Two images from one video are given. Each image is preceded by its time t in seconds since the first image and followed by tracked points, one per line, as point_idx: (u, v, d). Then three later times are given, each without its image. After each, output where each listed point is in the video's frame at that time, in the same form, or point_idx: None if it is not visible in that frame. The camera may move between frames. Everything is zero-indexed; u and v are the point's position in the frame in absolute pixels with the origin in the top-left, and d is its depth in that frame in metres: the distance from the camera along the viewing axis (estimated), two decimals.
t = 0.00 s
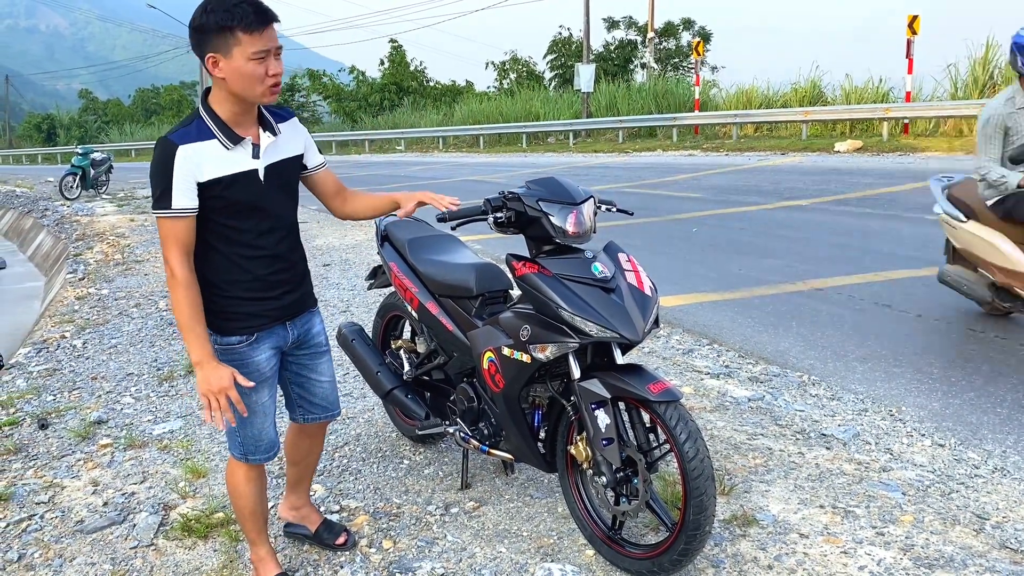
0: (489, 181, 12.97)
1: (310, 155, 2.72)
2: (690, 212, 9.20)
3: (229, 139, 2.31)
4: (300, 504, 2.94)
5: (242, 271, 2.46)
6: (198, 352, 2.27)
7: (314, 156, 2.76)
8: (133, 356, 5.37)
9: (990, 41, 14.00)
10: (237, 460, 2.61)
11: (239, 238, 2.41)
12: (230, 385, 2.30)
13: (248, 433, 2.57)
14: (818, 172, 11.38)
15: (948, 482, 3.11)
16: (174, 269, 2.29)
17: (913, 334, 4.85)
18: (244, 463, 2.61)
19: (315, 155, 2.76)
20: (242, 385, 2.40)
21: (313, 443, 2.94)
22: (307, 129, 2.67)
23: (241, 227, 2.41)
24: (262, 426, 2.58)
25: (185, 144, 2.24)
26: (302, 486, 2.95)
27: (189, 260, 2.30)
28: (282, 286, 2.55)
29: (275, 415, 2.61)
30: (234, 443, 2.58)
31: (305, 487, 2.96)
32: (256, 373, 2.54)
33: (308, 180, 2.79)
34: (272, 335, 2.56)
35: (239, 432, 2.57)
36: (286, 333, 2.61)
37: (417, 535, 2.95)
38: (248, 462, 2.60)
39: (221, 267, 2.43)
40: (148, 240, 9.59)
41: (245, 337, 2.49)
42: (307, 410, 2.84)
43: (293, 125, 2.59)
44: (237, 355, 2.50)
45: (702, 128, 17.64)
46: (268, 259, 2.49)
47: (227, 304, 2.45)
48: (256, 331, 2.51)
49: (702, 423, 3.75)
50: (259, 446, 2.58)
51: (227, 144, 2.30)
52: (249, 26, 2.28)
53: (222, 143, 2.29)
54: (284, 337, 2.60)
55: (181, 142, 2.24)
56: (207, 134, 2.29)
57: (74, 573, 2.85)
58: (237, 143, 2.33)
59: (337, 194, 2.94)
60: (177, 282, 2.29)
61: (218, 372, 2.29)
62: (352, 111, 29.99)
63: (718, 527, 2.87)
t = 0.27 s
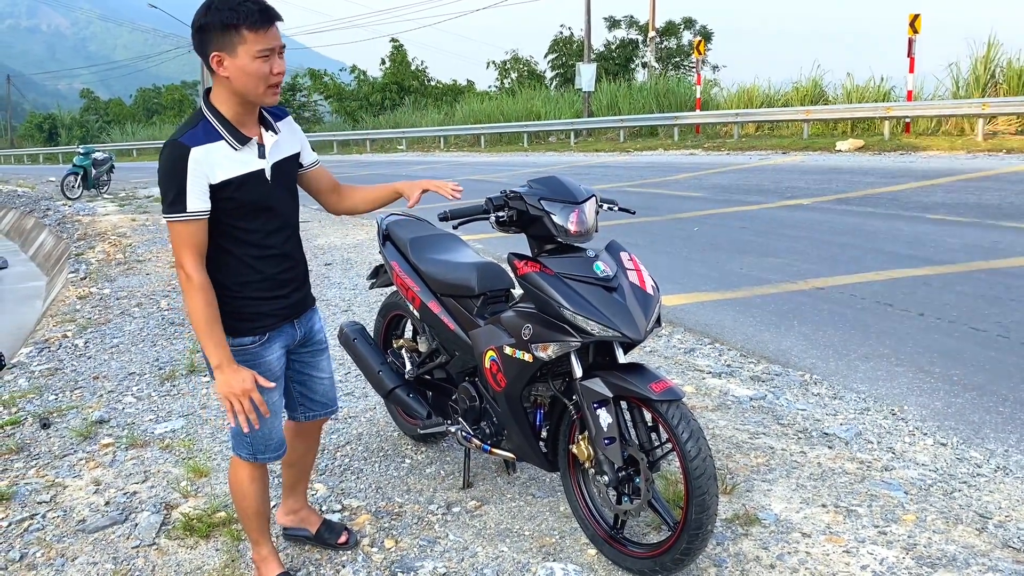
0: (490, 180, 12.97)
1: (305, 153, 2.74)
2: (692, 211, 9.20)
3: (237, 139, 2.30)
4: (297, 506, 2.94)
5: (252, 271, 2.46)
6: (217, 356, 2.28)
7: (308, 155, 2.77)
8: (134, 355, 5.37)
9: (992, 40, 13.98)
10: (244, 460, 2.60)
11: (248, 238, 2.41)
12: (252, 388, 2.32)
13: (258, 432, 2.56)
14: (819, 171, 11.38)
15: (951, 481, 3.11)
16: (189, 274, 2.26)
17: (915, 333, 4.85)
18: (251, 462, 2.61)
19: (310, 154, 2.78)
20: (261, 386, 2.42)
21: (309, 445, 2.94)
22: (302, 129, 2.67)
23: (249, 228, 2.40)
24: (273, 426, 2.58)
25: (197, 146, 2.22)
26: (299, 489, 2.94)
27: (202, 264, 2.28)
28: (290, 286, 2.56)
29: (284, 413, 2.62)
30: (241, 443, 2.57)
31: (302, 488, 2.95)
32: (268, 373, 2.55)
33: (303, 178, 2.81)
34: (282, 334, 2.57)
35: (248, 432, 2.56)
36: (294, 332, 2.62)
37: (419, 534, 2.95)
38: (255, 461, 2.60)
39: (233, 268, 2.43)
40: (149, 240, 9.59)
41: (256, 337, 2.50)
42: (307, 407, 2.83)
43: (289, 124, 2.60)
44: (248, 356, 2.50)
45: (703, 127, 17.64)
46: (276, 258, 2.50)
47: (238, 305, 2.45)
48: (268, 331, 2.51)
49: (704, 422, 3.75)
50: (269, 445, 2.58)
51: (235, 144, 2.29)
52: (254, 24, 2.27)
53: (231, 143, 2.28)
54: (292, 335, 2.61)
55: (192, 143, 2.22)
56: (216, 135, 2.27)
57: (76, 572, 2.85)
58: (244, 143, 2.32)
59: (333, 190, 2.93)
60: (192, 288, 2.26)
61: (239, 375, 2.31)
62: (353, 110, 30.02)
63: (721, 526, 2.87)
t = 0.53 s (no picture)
0: (491, 180, 12.97)
1: (310, 154, 2.76)
2: (692, 210, 9.20)
3: (240, 138, 2.30)
4: (298, 512, 2.91)
5: (255, 270, 2.46)
6: (228, 352, 2.26)
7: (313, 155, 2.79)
8: (135, 355, 5.37)
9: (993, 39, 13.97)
10: (245, 459, 2.60)
11: (252, 237, 2.42)
12: (263, 381, 2.29)
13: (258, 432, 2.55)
14: (820, 171, 11.37)
15: (952, 480, 3.11)
16: (195, 272, 2.26)
17: (916, 332, 4.85)
18: (252, 462, 2.60)
19: (314, 155, 2.79)
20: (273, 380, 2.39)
21: (309, 447, 2.92)
22: (307, 129, 2.67)
23: (253, 228, 2.41)
24: (274, 425, 2.57)
25: (200, 144, 2.22)
26: (298, 494, 2.91)
27: (207, 263, 2.28)
28: (292, 285, 2.56)
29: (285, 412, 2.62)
30: (242, 442, 2.57)
31: (304, 493, 2.93)
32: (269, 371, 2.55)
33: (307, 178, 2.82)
34: (283, 334, 2.57)
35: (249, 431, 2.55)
36: (295, 331, 2.62)
37: (420, 534, 2.95)
38: (256, 461, 2.59)
39: (236, 267, 2.42)
40: (150, 239, 9.60)
41: (258, 336, 2.49)
42: (308, 408, 2.83)
43: (294, 124, 2.60)
44: (250, 354, 2.50)
45: (704, 126, 17.63)
46: (279, 257, 2.50)
47: (241, 304, 2.45)
48: (268, 329, 2.51)
49: (705, 421, 3.75)
50: (269, 445, 2.57)
51: (238, 143, 2.29)
52: (240, 23, 2.28)
53: (233, 142, 2.28)
54: (293, 335, 2.61)
55: (196, 142, 2.23)
56: (219, 134, 2.28)
57: (78, 572, 2.85)
58: (247, 142, 2.32)
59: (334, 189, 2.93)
60: (198, 286, 2.26)
61: (250, 369, 2.28)
62: (353, 110, 30.03)
63: (722, 526, 2.87)
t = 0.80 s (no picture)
0: (492, 179, 12.97)
1: (322, 154, 2.75)
2: (693, 210, 9.20)
3: (244, 136, 2.30)
4: (299, 518, 2.90)
5: (258, 267, 2.45)
6: (213, 348, 2.27)
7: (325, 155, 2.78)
8: (136, 355, 5.37)
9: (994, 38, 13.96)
10: (246, 456, 2.60)
11: (255, 235, 2.41)
12: (244, 381, 2.30)
13: (259, 430, 2.55)
14: (821, 170, 11.35)
15: (954, 480, 3.10)
16: (191, 268, 2.27)
17: (917, 331, 4.85)
18: (253, 459, 2.60)
19: (327, 154, 2.78)
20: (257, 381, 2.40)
21: (310, 449, 2.91)
22: (319, 129, 2.66)
23: (258, 225, 2.40)
24: (273, 423, 2.57)
25: (202, 141, 2.23)
26: (299, 499, 2.90)
27: (204, 258, 2.28)
28: (296, 283, 2.55)
29: (285, 410, 2.61)
30: (243, 439, 2.57)
31: (303, 497, 2.91)
32: (270, 369, 2.53)
33: (317, 178, 2.80)
34: (285, 331, 2.56)
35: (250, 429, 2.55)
36: (298, 330, 2.60)
37: (421, 533, 2.95)
38: (257, 459, 2.59)
39: (237, 263, 2.42)
40: (151, 239, 9.59)
41: (258, 333, 2.48)
42: (310, 409, 2.82)
43: (305, 125, 2.59)
44: (250, 351, 2.49)
45: (705, 125, 17.63)
46: (284, 256, 2.49)
47: (240, 300, 2.44)
48: (269, 327, 2.50)
49: (706, 421, 3.75)
50: (269, 443, 2.57)
51: (241, 140, 2.29)
52: (229, 21, 2.31)
53: (237, 140, 2.29)
54: (296, 333, 2.60)
55: (199, 138, 2.23)
56: (223, 131, 2.28)
57: (78, 572, 2.85)
58: (251, 140, 2.32)
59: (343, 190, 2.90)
60: (194, 281, 2.27)
61: (233, 367, 2.29)
62: (353, 109, 30.02)
63: (724, 525, 2.87)
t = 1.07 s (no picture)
0: (492, 178, 12.97)
1: (336, 152, 2.75)
2: (693, 209, 9.20)
3: (254, 132, 2.30)
4: (301, 521, 2.87)
5: (266, 262, 2.44)
6: (209, 339, 2.27)
7: (339, 155, 2.78)
8: (136, 354, 5.37)
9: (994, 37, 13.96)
10: (251, 451, 2.61)
11: (264, 229, 2.41)
12: (235, 373, 2.32)
13: (263, 425, 2.56)
14: (821, 169, 11.35)
15: (955, 479, 3.10)
16: (196, 260, 2.28)
17: (917, 330, 4.85)
18: (257, 454, 2.61)
19: (341, 152, 2.78)
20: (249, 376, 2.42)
21: (313, 448, 2.90)
22: (333, 128, 2.65)
23: (266, 219, 2.40)
24: (276, 418, 2.57)
25: (212, 136, 2.23)
26: (301, 501, 2.87)
27: (209, 250, 2.29)
28: (304, 278, 2.53)
29: (289, 406, 2.61)
30: (249, 433, 2.58)
31: (305, 501, 2.89)
32: (275, 364, 2.52)
33: (331, 177, 2.80)
34: (291, 326, 2.54)
35: (254, 423, 2.56)
36: (305, 326, 2.59)
37: (422, 532, 2.95)
38: (262, 454, 2.60)
39: (243, 256, 2.42)
40: (151, 238, 9.59)
41: (263, 326, 2.48)
42: (314, 408, 2.81)
43: (321, 125, 2.59)
44: (255, 344, 2.49)
45: (705, 124, 17.63)
46: (293, 250, 2.48)
47: (246, 293, 2.44)
48: (275, 321, 2.49)
49: (707, 420, 3.75)
50: (273, 438, 2.58)
51: (252, 137, 2.30)
52: (239, 20, 2.33)
53: (248, 136, 2.29)
54: (303, 329, 2.59)
55: (209, 134, 2.24)
56: (234, 127, 2.29)
57: (79, 572, 2.84)
58: (262, 137, 2.32)
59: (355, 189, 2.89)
60: (197, 273, 2.28)
61: (225, 360, 2.30)
62: (353, 108, 30.03)
63: (725, 524, 2.87)
